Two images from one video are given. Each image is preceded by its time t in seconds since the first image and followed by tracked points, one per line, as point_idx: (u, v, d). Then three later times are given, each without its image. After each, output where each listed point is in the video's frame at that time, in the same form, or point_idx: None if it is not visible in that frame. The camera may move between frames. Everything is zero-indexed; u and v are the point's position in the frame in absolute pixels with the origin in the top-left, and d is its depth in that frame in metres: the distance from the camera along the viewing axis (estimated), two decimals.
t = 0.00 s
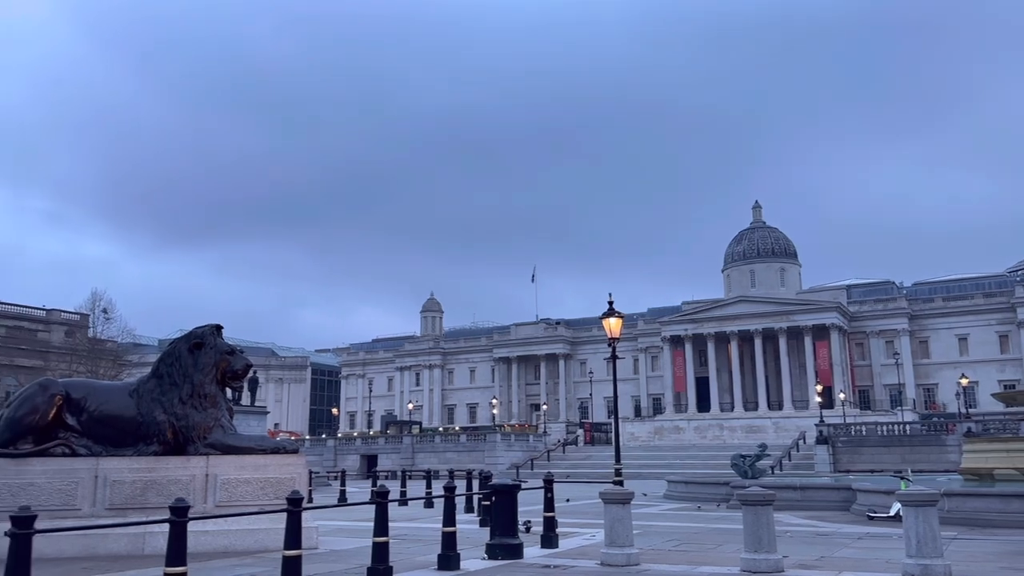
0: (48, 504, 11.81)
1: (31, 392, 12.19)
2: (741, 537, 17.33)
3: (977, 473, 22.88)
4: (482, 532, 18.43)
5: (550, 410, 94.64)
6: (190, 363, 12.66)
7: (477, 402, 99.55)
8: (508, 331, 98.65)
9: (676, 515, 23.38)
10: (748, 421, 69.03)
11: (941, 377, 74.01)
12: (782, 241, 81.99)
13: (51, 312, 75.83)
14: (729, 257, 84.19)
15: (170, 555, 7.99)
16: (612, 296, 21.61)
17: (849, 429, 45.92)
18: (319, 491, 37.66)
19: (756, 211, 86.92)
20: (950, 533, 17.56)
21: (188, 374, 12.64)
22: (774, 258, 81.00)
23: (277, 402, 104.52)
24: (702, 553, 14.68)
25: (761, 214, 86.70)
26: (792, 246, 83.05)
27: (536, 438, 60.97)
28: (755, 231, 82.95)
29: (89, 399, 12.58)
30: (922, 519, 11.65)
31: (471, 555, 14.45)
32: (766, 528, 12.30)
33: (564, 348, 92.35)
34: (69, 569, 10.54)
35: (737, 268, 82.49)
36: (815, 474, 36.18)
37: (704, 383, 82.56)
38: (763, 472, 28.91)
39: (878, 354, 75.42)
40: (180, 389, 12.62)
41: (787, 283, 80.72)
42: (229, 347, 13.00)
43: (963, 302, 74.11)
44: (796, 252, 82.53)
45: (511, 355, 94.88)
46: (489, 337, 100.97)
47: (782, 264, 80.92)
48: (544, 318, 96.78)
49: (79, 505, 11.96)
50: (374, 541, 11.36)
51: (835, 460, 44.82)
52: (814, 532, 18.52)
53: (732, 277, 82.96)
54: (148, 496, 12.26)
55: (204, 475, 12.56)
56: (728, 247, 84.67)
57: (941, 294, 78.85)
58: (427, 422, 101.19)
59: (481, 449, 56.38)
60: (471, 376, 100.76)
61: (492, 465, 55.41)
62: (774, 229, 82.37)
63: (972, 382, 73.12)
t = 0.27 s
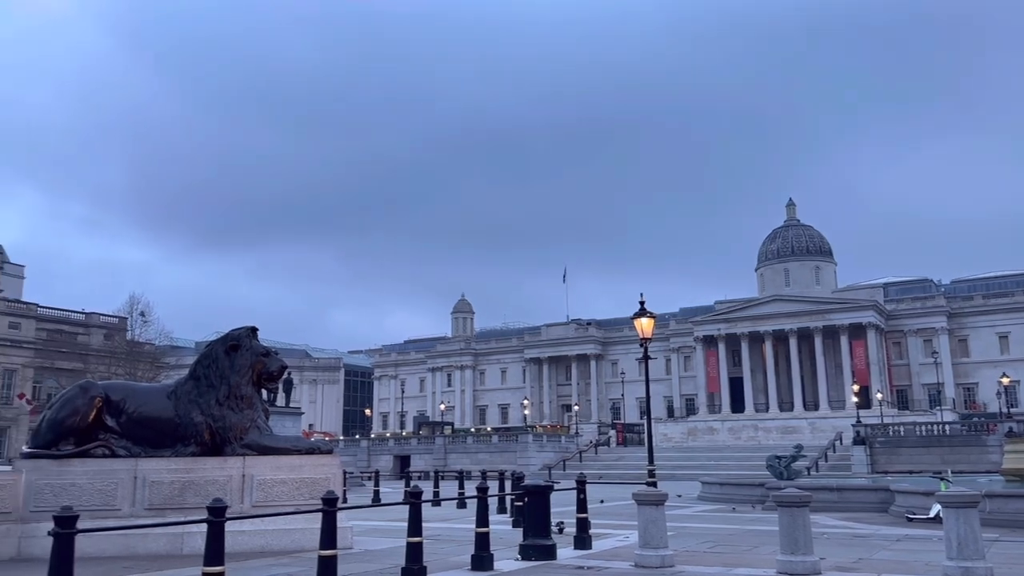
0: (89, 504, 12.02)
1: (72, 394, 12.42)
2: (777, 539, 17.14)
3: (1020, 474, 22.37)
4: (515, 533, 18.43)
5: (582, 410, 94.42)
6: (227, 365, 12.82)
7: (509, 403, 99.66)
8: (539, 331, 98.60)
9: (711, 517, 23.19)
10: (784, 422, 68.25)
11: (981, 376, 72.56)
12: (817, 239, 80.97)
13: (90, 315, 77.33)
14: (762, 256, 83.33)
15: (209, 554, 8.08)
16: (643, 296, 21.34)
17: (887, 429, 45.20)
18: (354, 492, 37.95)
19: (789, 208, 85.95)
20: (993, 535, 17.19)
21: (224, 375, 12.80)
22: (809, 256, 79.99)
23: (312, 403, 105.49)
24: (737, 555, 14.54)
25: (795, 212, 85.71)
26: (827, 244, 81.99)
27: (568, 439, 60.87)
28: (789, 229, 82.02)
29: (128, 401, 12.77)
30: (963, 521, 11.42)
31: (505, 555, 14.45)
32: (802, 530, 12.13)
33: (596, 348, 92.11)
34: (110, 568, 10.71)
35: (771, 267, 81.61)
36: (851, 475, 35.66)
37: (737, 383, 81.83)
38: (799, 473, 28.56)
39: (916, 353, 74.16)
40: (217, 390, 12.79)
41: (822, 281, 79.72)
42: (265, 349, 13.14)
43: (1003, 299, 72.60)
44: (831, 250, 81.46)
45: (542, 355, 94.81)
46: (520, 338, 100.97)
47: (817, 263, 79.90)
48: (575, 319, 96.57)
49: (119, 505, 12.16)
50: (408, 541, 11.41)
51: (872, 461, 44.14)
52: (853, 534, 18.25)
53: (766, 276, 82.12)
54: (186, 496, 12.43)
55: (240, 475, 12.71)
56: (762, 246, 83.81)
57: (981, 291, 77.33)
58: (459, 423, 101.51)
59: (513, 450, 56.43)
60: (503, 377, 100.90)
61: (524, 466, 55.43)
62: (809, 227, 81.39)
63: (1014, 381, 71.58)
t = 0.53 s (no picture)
0: (128, 504, 12.23)
1: (111, 396, 12.64)
2: (813, 540, 16.94)
3: None
4: (547, 534, 18.43)
5: (613, 411, 94.12)
6: (261, 366, 12.98)
7: (539, 403, 99.65)
8: (569, 332, 98.37)
9: (744, 518, 23.00)
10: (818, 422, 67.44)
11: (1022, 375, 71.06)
12: (852, 236, 79.88)
13: (127, 318, 78.68)
14: (795, 254, 82.40)
15: (246, 554, 8.17)
16: (674, 297, 21.07)
17: (924, 429, 44.45)
18: (386, 492, 38.15)
19: (823, 206, 84.89)
20: None
21: (259, 377, 12.96)
22: (843, 254, 78.94)
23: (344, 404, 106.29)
24: (772, 557, 14.38)
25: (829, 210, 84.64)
26: (862, 241, 80.87)
27: (599, 439, 60.71)
28: (823, 227, 81.01)
29: (164, 403, 12.95)
30: (1003, 523, 11.18)
31: (537, 556, 14.43)
32: (838, 531, 11.94)
33: (626, 348, 91.76)
34: (148, 568, 10.84)
35: (804, 265, 80.66)
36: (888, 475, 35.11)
37: (771, 383, 81.01)
38: (835, 474, 28.19)
39: (953, 352, 72.85)
40: (252, 391, 12.97)
41: (856, 280, 78.64)
42: (298, 351, 13.28)
43: None
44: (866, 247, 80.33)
45: (573, 356, 94.60)
46: (550, 338, 100.89)
47: (852, 261, 78.81)
48: (605, 319, 96.25)
49: (157, 505, 12.33)
50: (440, 541, 11.44)
51: (909, 461, 43.44)
52: (890, 535, 17.97)
53: (799, 275, 81.18)
54: (222, 496, 12.58)
55: (275, 475, 12.85)
56: (795, 244, 82.85)
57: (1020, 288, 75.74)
58: (490, 423, 101.71)
59: (544, 451, 56.42)
60: (533, 377, 100.90)
61: (555, 466, 55.40)
62: (843, 224, 80.33)
63: None
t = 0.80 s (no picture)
0: (164, 504, 12.39)
1: (147, 397, 12.81)
2: (849, 542, 16.72)
3: None
4: (579, 535, 18.40)
5: (644, 412, 93.69)
6: (294, 368, 13.10)
7: (569, 404, 99.50)
8: (599, 332, 98.06)
9: (778, 520, 22.77)
10: (853, 422, 66.55)
11: None
12: (886, 234, 78.70)
13: (162, 321, 79.90)
14: (828, 252, 81.38)
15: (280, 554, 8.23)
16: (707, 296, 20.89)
17: (962, 430, 43.65)
18: (417, 492, 38.31)
19: (856, 203, 83.76)
20: None
21: (291, 378, 13.09)
22: (877, 252, 77.81)
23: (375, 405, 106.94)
24: (807, 559, 14.22)
25: (862, 207, 83.47)
26: (896, 238, 79.64)
27: (630, 440, 60.49)
28: (857, 224, 79.90)
29: (199, 404, 13.10)
30: None
31: (568, 557, 14.39)
32: (874, 533, 11.75)
33: (657, 349, 91.28)
34: (185, 568, 10.97)
35: (838, 263, 79.62)
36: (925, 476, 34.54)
37: (804, 383, 80.10)
38: (871, 475, 27.78)
39: (992, 351, 71.47)
40: (284, 392, 13.09)
41: (891, 278, 77.47)
42: (330, 352, 13.39)
43: None
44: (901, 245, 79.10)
45: (602, 356, 94.29)
46: (579, 339, 100.67)
47: (886, 259, 77.66)
48: (635, 319, 95.81)
49: (193, 506, 12.48)
50: (471, 541, 11.47)
51: (947, 462, 42.71)
52: (928, 537, 17.67)
53: (832, 274, 80.16)
54: (256, 496, 12.70)
55: (308, 475, 12.96)
56: (828, 242, 81.83)
57: None
58: (520, 424, 101.75)
59: (574, 452, 56.31)
60: (563, 378, 100.77)
61: (586, 467, 55.28)
62: (877, 222, 79.16)
63: None
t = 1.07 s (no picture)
0: (199, 504, 12.54)
1: (182, 399, 12.98)
2: (885, 545, 16.45)
3: None
4: (610, 536, 18.33)
5: (674, 412, 93.14)
6: (326, 369, 13.21)
7: (599, 405, 99.22)
8: (628, 333, 97.62)
9: (812, 521, 22.49)
10: (889, 423, 65.64)
11: None
12: (921, 231, 77.43)
13: (197, 324, 81.04)
14: (862, 250, 80.28)
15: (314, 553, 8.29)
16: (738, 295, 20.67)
17: (1001, 430, 42.79)
18: (448, 493, 38.41)
19: (890, 200, 82.51)
20: None
21: (323, 380, 13.20)
22: (912, 249, 76.60)
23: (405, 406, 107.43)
24: (842, 561, 14.03)
25: (896, 204, 82.22)
26: (932, 236, 78.32)
27: (661, 441, 60.20)
28: (891, 222, 78.64)
29: (233, 405, 13.25)
30: None
31: (600, 559, 14.30)
32: (912, 534, 11.55)
33: (687, 349, 90.71)
34: (220, 568, 11.10)
35: (872, 262, 78.51)
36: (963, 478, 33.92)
37: (838, 384, 79.09)
38: (907, 477, 27.33)
39: None
40: (317, 394, 13.20)
41: (927, 276, 76.22)
42: (361, 353, 13.47)
43: None
44: (936, 242, 77.79)
45: (632, 357, 93.86)
46: (609, 339, 100.33)
47: (921, 256, 76.43)
48: (665, 319, 95.26)
49: (227, 506, 12.62)
50: (503, 542, 11.45)
51: (985, 463, 41.90)
52: (967, 540, 17.33)
53: (866, 272, 79.05)
54: (290, 497, 12.82)
55: (340, 476, 13.05)
56: (861, 240, 80.72)
57: None
58: (549, 425, 101.67)
59: (605, 453, 56.13)
60: (592, 379, 100.52)
61: (617, 469, 55.08)
62: (912, 219, 77.90)
63: None
